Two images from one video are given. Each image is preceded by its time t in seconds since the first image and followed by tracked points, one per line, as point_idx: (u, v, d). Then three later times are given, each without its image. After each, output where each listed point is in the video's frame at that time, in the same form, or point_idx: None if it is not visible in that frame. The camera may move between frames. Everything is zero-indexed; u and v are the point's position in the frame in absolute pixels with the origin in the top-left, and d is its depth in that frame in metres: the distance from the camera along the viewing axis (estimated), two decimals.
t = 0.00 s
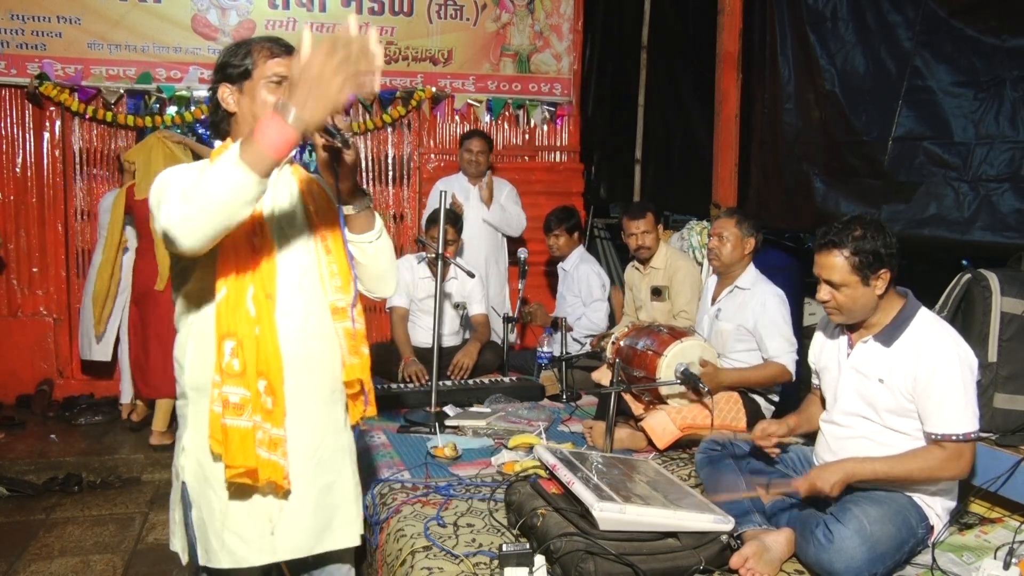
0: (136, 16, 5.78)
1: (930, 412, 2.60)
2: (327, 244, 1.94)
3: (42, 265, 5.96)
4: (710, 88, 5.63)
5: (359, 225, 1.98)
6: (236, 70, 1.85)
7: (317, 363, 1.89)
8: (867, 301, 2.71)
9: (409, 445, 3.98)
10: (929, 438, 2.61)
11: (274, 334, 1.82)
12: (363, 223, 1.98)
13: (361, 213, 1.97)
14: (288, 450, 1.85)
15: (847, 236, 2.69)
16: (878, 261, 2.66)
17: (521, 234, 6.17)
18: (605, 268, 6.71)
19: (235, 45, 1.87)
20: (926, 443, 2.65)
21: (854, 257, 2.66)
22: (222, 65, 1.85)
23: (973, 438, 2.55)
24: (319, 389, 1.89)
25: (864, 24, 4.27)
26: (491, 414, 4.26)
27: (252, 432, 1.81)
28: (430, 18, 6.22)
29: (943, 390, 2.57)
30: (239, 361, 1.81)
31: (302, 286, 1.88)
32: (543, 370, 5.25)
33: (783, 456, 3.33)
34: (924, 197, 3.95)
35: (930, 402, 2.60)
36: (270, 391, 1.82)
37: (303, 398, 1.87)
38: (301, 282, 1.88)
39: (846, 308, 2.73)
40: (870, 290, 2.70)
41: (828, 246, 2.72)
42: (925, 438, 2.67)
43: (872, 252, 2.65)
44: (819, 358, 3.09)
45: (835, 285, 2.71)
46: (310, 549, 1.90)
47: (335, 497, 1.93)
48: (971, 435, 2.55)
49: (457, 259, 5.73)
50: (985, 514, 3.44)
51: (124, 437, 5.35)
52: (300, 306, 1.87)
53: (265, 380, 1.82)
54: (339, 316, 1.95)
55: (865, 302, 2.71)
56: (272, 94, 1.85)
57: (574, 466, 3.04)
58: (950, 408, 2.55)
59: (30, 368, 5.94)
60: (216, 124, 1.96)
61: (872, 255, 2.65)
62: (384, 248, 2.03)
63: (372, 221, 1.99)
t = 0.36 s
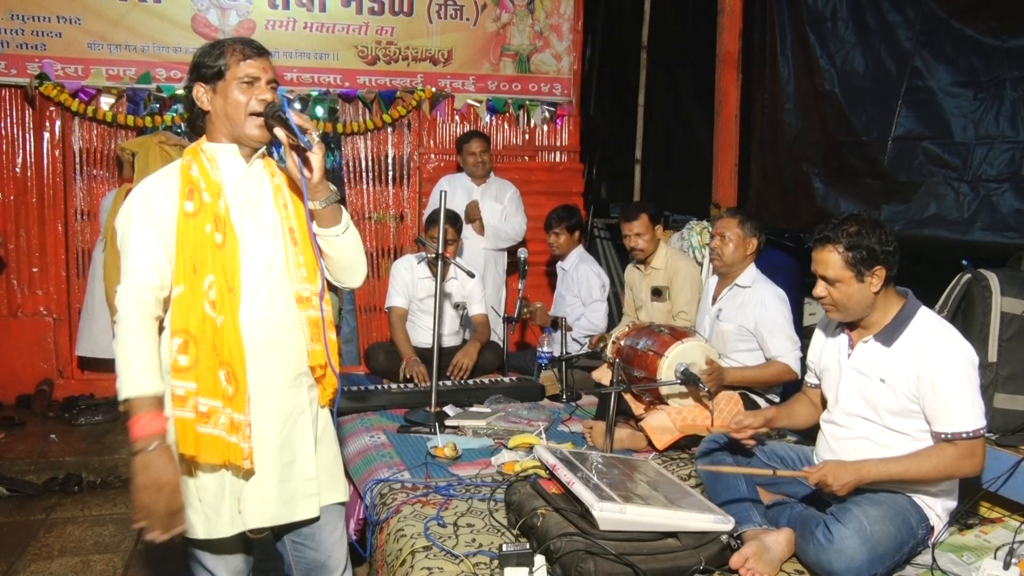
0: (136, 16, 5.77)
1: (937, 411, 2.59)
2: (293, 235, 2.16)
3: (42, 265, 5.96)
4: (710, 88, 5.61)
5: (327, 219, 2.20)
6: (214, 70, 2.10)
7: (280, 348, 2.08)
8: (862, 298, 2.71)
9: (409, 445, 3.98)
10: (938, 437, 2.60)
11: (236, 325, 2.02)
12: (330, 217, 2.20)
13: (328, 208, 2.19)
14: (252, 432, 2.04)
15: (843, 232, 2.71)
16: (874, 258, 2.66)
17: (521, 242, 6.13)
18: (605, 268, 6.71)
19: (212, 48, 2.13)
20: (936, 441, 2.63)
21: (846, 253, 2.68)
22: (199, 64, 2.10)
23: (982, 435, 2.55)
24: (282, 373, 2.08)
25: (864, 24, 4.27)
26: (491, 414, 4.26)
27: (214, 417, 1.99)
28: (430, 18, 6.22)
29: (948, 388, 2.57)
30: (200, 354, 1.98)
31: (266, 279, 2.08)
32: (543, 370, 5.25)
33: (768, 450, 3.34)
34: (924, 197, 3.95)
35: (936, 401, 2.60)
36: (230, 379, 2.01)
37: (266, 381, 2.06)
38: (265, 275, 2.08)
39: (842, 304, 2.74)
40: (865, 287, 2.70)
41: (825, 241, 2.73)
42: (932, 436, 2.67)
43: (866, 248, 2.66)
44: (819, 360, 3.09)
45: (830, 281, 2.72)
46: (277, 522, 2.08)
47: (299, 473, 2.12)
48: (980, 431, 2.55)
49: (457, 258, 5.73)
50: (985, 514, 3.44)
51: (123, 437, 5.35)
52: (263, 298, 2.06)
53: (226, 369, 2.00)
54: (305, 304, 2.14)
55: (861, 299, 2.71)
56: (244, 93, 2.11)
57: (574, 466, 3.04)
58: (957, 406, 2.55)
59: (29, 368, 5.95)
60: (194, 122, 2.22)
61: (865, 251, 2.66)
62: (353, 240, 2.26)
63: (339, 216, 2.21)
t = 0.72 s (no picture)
0: (136, 16, 5.78)
1: (933, 411, 2.59)
2: (297, 235, 2.36)
3: (42, 265, 5.96)
4: (710, 88, 5.60)
5: (328, 219, 2.39)
6: (224, 76, 2.30)
7: (277, 340, 2.31)
8: (865, 295, 2.71)
9: (409, 445, 3.97)
10: (928, 436, 2.61)
11: (233, 318, 2.25)
12: (332, 217, 2.39)
13: (329, 210, 2.37)
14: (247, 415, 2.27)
15: (845, 229, 2.70)
16: (876, 254, 2.66)
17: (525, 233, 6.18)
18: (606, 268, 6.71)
19: (225, 55, 2.33)
20: (925, 440, 2.64)
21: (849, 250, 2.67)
22: (211, 71, 2.30)
23: (972, 437, 2.56)
24: (278, 362, 2.32)
25: (862, 24, 4.27)
26: (491, 414, 4.26)
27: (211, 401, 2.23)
28: (430, 18, 6.22)
29: (942, 389, 2.58)
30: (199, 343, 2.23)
31: (265, 274, 2.30)
32: (543, 370, 5.25)
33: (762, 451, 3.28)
34: (923, 197, 3.95)
35: (931, 401, 2.60)
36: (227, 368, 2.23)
37: (263, 369, 2.30)
38: (264, 271, 2.30)
39: (845, 302, 2.72)
40: (869, 283, 2.69)
41: (827, 239, 2.72)
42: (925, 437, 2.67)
43: (869, 245, 2.66)
44: (816, 360, 3.09)
45: (834, 278, 2.70)
46: (266, 497, 2.32)
47: (292, 454, 2.35)
48: (971, 433, 2.56)
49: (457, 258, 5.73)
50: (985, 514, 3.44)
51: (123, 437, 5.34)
52: (260, 293, 2.29)
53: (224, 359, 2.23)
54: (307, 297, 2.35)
55: (864, 296, 2.71)
56: (250, 101, 2.31)
57: (574, 466, 3.04)
58: (952, 406, 2.55)
59: (30, 368, 5.95)
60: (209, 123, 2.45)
61: (869, 247, 2.65)
62: (355, 238, 2.45)
63: (339, 217, 2.40)
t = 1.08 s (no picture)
0: (136, 16, 5.78)
1: (933, 408, 2.59)
2: (319, 238, 2.52)
3: (42, 265, 5.96)
4: (710, 88, 5.60)
5: (346, 229, 2.50)
6: (262, 92, 2.44)
7: (295, 334, 2.47)
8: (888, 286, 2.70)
9: (410, 445, 3.98)
10: (933, 433, 2.60)
11: (257, 311, 2.41)
12: (348, 228, 2.50)
13: (346, 220, 2.48)
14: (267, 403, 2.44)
15: (844, 230, 2.70)
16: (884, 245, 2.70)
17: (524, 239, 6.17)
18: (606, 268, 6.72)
19: (265, 71, 2.47)
20: (931, 438, 2.63)
21: (869, 245, 2.66)
22: (252, 85, 2.45)
23: (978, 430, 2.54)
24: (297, 355, 2.47)
25: (861, 24, 4.27)
26: (491, 414, 4.26)
27: (235, 388, 2.38)
28: (430, 18, 6.22)
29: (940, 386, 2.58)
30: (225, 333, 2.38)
31: (288, 273, 2.46)
32: (543, 370, 5.25)
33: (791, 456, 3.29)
34: (921, 197, 3.94)
35: (930, 397, 2.60)
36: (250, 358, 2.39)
37: (283, 360, 2.46)
38: (287, 269, 2.46)
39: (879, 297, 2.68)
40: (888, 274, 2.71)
41: (832, 243, 2.70)
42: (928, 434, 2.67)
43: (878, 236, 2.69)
44: (817, 361, 3.08)
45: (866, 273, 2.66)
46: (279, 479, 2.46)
47: (308, 442, 2.50)
48: (976, 427, 2.55)
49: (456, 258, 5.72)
50: (985, 514, 3.45)
51: (123, 437, 5.35)
52: (283, 290, 2.45)
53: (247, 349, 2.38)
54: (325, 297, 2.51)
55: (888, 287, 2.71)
56: (283, 117, 2.44)
57: (574, 466, 3.05)
58: (952, 401, 2.55)
59: (30, 367, 5.94)
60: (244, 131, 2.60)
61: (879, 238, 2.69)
62: (371, 246, 2.56)
63: (354, 227, 2.51)
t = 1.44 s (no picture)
0: (136, 16, 5.78)
1: (935, 410, 2.59)
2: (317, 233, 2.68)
3: (42, 265, 5.95)
4: (709, 88, 5.60)
5: (342, 228, 2.63)
6: (269, 93, 2.60)
7: (293, 322, 2.64)
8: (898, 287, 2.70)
9: (410, 445, 3.98)
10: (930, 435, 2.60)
11: (259, 299, 2.60)
12: (344, 226, 2.63)
13: (343, 220, 2.62)
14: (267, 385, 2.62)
15: (858, 229, 2.69)
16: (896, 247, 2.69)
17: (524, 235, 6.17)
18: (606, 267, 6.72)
19: (273, 75, 2.62)
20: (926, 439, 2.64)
21: (881, 247, 2.65)
22: (261, 88, 2.61)
23: (973, 436, 2.55)
24: (294, 342, 2.65)
25: (859, 24, 4.27)
26: (491, 414, 4.25)
27: (236, 368, 2.59)
28: (430, 18, 6.22)
29: (943, 388, 2.58)
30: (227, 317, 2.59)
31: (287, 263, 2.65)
32: (543, 370, 5.25)
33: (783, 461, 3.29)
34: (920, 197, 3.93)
35: (931, 400, 2.60)
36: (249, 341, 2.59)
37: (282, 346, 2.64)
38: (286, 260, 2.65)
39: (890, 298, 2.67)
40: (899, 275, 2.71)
41: (845, 243, 2.70)
42: (926, 436, 2.67)
43: (890, 237, 2.69)
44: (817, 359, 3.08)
45: (880, 274, 2.66)
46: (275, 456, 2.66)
47: (301, 424, 2.67)
48: (972, 432, 2.56)
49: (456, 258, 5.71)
50: (985, 514, 3.45)
51: (124, 437, 5.35)
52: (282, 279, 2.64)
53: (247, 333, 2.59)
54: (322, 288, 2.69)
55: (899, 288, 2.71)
56: (287, 119, 2.61)
57: (574, 466, 3.04)
58: (952, 406, 2.55)
59: (30, 368, 5.94)
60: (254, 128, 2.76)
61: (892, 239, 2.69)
62: (365, 242, 2.71)
63: (349, 226, 2.63)
